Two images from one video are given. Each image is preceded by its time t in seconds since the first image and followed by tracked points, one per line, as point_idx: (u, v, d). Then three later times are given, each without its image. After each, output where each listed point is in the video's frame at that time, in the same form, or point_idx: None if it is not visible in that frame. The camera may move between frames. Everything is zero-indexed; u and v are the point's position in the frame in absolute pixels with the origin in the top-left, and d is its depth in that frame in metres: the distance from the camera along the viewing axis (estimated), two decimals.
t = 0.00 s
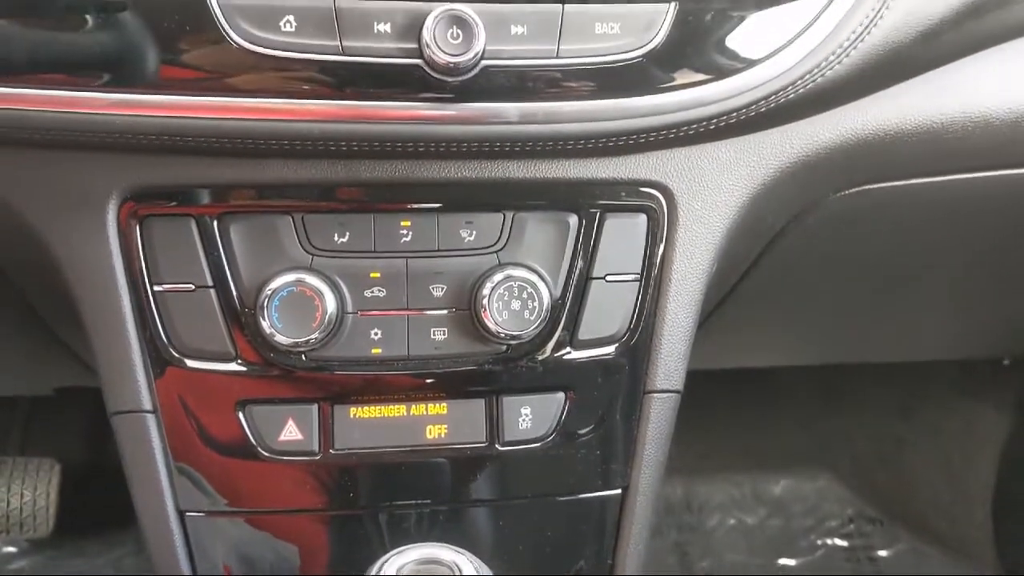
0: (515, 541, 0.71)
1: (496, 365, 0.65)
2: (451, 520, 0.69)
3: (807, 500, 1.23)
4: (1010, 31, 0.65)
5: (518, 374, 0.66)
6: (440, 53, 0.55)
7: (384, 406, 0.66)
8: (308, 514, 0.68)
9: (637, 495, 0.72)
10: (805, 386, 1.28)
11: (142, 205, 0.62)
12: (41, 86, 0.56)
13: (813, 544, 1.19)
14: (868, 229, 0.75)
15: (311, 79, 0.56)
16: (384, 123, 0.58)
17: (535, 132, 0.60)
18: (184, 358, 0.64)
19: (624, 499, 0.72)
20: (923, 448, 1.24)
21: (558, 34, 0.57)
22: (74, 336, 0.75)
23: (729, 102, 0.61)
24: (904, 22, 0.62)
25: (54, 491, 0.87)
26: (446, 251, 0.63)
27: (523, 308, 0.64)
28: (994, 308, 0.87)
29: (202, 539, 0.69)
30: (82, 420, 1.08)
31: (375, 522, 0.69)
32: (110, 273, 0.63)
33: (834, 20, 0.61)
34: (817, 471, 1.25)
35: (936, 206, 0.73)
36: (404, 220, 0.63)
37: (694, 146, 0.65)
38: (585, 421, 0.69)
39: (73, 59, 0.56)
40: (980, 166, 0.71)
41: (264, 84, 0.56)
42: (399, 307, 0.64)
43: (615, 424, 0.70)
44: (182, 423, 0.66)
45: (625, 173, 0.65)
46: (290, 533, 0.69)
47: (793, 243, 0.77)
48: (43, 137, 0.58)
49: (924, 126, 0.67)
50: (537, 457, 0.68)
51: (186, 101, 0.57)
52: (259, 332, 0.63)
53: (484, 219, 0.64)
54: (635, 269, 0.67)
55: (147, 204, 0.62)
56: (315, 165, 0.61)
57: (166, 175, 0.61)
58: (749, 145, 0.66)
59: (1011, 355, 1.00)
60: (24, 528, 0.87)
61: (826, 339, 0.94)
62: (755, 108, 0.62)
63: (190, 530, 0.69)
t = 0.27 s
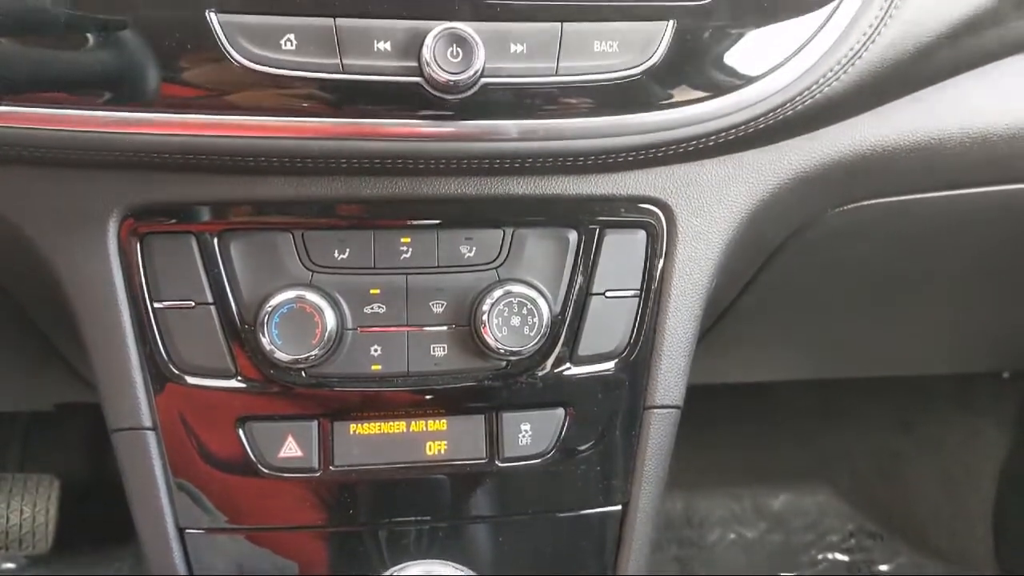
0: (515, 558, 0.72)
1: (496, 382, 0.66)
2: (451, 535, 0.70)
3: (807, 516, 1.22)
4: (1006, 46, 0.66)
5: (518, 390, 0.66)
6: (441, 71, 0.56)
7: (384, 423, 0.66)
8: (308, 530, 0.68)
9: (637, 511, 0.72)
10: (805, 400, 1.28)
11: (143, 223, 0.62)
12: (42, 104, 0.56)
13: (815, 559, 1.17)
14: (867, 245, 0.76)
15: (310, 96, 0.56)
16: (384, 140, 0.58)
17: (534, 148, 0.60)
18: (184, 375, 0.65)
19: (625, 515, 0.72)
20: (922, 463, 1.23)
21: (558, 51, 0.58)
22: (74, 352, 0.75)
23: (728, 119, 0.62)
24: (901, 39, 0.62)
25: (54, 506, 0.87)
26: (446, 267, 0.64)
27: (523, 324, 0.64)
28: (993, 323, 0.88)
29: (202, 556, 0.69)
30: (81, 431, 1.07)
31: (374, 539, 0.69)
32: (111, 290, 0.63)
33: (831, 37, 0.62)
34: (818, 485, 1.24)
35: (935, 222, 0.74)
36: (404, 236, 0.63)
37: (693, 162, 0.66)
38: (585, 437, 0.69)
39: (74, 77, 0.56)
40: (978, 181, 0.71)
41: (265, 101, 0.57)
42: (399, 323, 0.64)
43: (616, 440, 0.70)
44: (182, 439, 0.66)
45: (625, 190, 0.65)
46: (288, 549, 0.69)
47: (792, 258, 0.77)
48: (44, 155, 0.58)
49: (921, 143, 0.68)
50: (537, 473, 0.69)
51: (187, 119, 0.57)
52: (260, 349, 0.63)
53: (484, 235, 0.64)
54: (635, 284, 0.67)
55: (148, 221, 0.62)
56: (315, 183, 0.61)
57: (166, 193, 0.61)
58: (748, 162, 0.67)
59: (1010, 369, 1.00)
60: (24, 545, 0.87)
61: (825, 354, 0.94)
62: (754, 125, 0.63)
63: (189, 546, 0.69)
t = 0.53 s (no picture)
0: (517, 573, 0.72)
1: (497, 399, 0.66)
2: (453, 551, 0.70)
3: (809, 529, 1.23)
4: (1003, 64, 0.66)
5: (520, 407, 0.66)
6: (441, 90, 0.56)
7: (385, 441, 0.66)
8: (309, 549, 0.69)
9: (639, 528, 0.73)
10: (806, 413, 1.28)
11: (145, 241, 0.62)
12: (43, 125, 0.56)
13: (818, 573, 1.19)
14: (867, 262, 0.76)
15: (312, 114, 0.57)
16: (385, 159, 0.58)
17: (535, 167, 0.60)
18: (186, 394, 0.65)
19: (627, 532, 0.72)
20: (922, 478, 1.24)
21: (558, 71, 0.58)
22: (75, 369, 0.75)
23: (728, 138, 0.62)
24: (899, 57, 0.63)
25: (54, 522, 0.87)
26: (448, 284, 0.64)
27: (524, 341, 0.64)
28: (992, 338, 0.88)
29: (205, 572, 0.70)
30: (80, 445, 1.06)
31: (375, 555, 0.70)
32: (113, 309, 0.64)
33: (830, 55, 0.62)
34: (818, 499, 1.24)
35: (934, 239, 0.74)
36: (405, 254, 0.63)
37: (693, 180, 0.66)
38: (586, 455, 0.69)
39: (77, 97, 0.56)
40: (977, 198, 0.71)
41: (266, 120, 0.57)
42: (400, 341, 0.64)
43: (617, 457, 0.70)
44: (183, 457, 0.66)
45: (626, 207, 0.65)
46: (292, 566, 0.70)
47: (792, 275, 0.77)
48: (46, 175, 0.58)
49: (921, 160, 0.68)
50: (539, 491, 0.69)
51: (188, 139, 0.57)
52: (261, 367, 0.63)
53: (484, 252, 0.64)
54: (636, 301, 0.68)
55: (150, 240, 0.62)
56: (316, 202, 0.61)
57: (168, 212, 0.61)
58: (747, 179, 0.67)
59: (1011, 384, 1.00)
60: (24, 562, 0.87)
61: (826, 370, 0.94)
62: (753, 143, 0.63)
63: (192, 563, 0.70)
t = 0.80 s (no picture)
0: None
1: (498, 418, 0.66)
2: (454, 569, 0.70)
3: (812, 544, 1.21)
4: (1001, 80, 0.66)
5: (521, 425, 0.66)
6: (441, 109, 0.56)
7: (386, 460, 0.66)
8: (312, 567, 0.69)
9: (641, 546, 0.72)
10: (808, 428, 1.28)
11: (146, 261, 0.62)
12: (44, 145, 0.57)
13: None
14: (867, 277, 0.76)
15: (312, 133, 0.57)
16: (385, 178, 0.58)
17: (534, 185, 0.60)
18: (187, 414, 0.65)
19: (629, 549, 0.72)
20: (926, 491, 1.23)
21: (557, 90, 0.58)
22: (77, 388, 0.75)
23: (727, 155, 0.62)
24: (897, 74, 0.63)
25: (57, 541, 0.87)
26: (448, 302, 0.64)
27: (524, 359, 0.64)
28: (992, 354, 0.88)
29: None
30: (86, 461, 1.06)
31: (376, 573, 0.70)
32: (114, 328, 0.64)
33: (828, 73, 0.62)
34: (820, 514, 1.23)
35: (934, 255, 0.74)
36: (405, 272, 0.63)
37: (693, 197, 0.66)
38: (588, 473, 0.69)
39: (78, 118, 0.56)
40: (976, 214, 0.71)
41: (266, 140, 0.57)
42: (401, 359, 0.64)
43: (619, 474, 0.70)
44: (185, 478, 0.67)
45: (625, 225, 0.65)
46: None
47: (792, 291, 0.77)
48: (47, 195, 0.59)
49: (919, 176, 0.68)
50: (541, 509, 0.69)
51: (188, 158, 0.57)
52: (262, 386, 0.63)
53: (484, 270, 0.64)
54: (636, 318, 0.68)
55: (151, 260, 0.62)
56: (317, 221, 0.62)
57: (169, 232, 0.62)
58: (747, 196, 0.67)
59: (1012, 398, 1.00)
60: None
61: (828, 386, 0.94)
62: (752, 160, 0.63)
63: None
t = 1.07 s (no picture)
0: None
1: (499, 438, 0.66)
2: None
3: (817, 562, 1.18)
4: (999, 98, 0.66)
5: (522, 445, 0.66)
6: (442, 130, 0.56)
7: (387, 480, 0.66)
8: None
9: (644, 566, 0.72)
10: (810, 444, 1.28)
11: (147, 282, 0.62)
12: (45, 168, 0.57)
13: None
14: (867, 295, 0.76)
15: (313, 153, 0.57)
16: (385, 198, 0.59)
17: (535, 205, 0.60)
18: (188, 435, 0.65)
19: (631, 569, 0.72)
20: (929, 507, 1.21)
21: (557, 110, 0.58)
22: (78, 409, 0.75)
23: (727, 173, 0.62)
24: (896, 92, 0.63)
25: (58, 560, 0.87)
26: (449, 322, 0.64)
27: (526, 378, 0.64)
28: (994, 371, 0.88)
29: None
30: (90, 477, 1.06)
31: None
32: (115, 349, 0.64)
33: (826, 92, 0.62)
34: (823, 530, 1.21)
35: (935, 272, 0.74)
36: (406, 291, 0.64)
37: (693, 215, 0.66)
38: (589, 493, 0.69)
39: (79, 140, 0.56)
40: (975, 231, 0.71)
41: (266, 160, 0.57)
42: (402, 379, 0.64)
43: (621, 494, 0.70)
44: (186, 500, 0.67)
45: (626, 243, 0.65)
46: None
47: (793, 309, 0.77)
48: (48, 217, 0.59)
49: (919, 193, 0.68)
50: (543, 529, 0.69)
51: (189, 180, 0.57)
52: (263, 408, 0.64)
53: (485, 290, 0.64)
54: (637, 337, 0.68)
55: (152, 280, 0.62)
56: (317, 242, 0.62)
57: (170, 253, 0.62)
58: (747, 214, 0.67)
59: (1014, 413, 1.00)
60: None
61: (830, 403, 0.94)
62: (752, 178, 0.63)
63: None
